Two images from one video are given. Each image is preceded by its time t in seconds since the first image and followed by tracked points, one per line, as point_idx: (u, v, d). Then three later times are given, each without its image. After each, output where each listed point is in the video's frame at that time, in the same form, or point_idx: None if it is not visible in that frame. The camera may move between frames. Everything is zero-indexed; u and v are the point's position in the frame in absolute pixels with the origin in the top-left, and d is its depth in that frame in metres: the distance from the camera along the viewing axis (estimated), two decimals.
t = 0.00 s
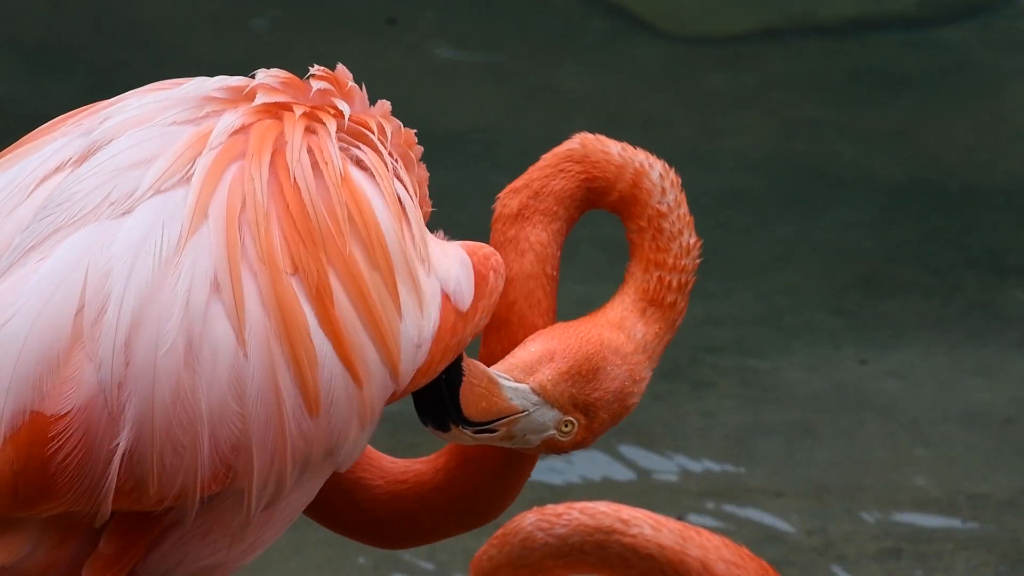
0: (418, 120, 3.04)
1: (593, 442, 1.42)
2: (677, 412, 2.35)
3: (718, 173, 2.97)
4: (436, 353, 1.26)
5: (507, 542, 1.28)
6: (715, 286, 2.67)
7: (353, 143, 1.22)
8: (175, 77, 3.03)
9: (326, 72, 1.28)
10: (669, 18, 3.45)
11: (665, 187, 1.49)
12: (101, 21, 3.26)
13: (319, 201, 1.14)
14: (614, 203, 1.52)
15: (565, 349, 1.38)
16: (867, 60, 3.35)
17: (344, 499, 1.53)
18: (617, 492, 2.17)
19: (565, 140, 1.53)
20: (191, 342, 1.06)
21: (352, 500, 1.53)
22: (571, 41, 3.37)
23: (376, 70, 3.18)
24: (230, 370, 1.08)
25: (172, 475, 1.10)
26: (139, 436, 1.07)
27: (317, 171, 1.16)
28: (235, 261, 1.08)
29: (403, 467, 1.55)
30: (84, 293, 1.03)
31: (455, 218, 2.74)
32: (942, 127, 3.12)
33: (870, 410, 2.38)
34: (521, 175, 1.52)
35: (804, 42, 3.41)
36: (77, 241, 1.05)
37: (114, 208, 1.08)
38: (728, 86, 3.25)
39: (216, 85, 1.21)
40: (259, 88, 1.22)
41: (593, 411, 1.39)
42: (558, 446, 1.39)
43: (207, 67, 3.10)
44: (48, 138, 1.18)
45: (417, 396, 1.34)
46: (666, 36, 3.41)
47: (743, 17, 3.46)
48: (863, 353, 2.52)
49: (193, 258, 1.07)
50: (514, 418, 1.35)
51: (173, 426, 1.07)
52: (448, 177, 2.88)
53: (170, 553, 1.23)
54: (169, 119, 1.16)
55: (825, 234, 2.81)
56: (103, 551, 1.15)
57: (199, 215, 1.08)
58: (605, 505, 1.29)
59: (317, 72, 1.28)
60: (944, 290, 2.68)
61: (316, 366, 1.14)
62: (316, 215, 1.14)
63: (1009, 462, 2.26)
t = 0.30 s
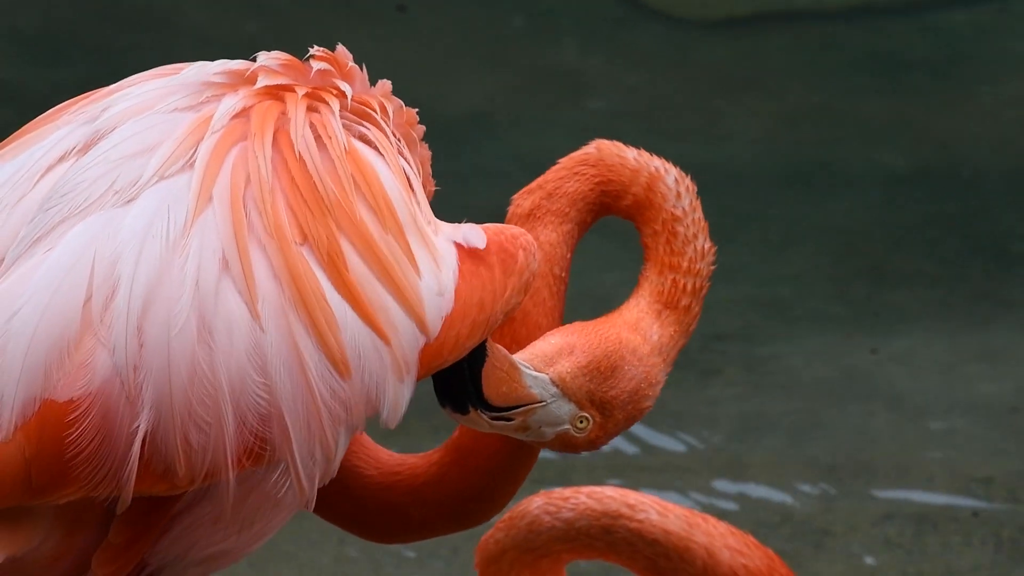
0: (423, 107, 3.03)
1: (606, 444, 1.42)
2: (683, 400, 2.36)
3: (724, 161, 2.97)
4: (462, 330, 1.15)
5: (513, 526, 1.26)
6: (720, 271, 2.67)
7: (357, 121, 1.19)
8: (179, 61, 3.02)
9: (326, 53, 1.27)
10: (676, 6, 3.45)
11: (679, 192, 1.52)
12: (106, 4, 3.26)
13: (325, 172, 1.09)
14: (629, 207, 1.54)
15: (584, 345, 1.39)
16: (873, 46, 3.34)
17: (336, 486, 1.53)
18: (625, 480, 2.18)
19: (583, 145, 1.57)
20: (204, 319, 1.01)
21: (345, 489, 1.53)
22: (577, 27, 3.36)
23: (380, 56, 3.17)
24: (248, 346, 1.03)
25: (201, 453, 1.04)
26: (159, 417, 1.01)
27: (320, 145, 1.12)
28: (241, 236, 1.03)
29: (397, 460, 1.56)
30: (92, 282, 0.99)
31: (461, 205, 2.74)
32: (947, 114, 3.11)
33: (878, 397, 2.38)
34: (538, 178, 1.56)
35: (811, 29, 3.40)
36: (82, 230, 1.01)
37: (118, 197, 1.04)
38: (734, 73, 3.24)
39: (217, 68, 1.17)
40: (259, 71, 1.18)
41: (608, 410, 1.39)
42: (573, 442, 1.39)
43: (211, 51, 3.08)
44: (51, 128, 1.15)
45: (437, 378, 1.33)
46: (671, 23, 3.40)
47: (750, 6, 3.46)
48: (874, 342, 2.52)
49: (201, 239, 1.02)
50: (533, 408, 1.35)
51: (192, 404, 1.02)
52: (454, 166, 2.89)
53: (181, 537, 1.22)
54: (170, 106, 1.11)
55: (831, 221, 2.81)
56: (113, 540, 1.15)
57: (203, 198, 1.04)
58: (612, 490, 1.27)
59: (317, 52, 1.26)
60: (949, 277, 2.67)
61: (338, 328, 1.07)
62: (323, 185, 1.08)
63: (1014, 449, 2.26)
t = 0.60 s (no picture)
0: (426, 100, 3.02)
1: (623, 448, 1.42)
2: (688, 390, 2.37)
3: (728, 153, 2.96)
4: (475, 306, 1.12)
5: (522, 523, 1.26)
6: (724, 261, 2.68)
7: (360, 104, 1.19)
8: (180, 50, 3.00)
9: (325, 39, 1.27)
10: None
11: (706, 202, 1.54)
12: None
13: (329, 153, 1.09)
14: (656, 214, 1.58)
15: (599, 344, 1.40)
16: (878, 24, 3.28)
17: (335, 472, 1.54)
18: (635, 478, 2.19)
19: (613, 152, 1.61)
20: (212, 300, 1.00)
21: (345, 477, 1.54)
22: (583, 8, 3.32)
23: (380, 43, 3.14)
24: (258, 325, 1.01)
25: (215, 435, 1.03)
26: (170, 400, 1.00)
27: (323, 126, 1.11)
28: (246, 217, 1.02)
29: (398, 451, 1.55)
30: (97, 270, 0.99)
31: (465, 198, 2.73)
32: (951, 100, 3.10)
33: (885, 393, 2.39)
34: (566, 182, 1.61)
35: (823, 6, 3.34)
36: (86, 221, 1.01)
37: (121, 187, 1.03)
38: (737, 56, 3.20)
39: (216, 58, 1.17)
40: (259, 59, 1.18)
41: (625, 411, 1.40)
42: (588, 442, 1.39)
43: (211, 40, 3.06)
44: (52, 121, 1.15)
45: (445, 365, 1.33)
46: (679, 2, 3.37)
47: None
48: (883, 333, 2.53)
49: (205, 223, 1.01)
50: (545, 403, 1.35)
51: (204, 385, 1.01)
52: (461, 160, 2.90)
53: (189, 524, 1.21)
54: (170, 95, 1.11)
55: (836, 211, 2.81)
56: (122, 531, 1.14)
57: (206, 183, 1.03)
58: (620, 487, 1.28)
59: (316, 39, 1.26)
60: (954, 269, 2.67)
61: (347, 298, 1.05)
62: (327, 164, 1.08)
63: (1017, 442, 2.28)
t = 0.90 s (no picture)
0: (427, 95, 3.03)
1: (638, 451, 1.40)
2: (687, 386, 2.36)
3: (729, 147, 2.96)
4: (473, 304, 1.11)
5: (529, 525, 1.26)
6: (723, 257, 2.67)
7: (360, 97, 1.19)
8: (180, 43, 3.00)
9: (325, 30, 1.26)
10: None
11: (727, 211, 1.53)
12: None
13: (329, 146, 1.09)
14: (676, 223, 1.56)
15: (609, 345, 1.39)
16: (874, 27, 3.32)
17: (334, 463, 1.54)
18: (637, 479, 2.18)
19: (637, 160, 1.60)
20: (209, 296, 1.00)
21: (343, 470, 1.54)
22: (581, 16, 3.35)
23: (382, 42, 3.16)
24: (255, 320, 1.01)
25: (211, 430, 1.03)
26: (167, 395, 1.00)
27: (324, 119, 1.11)
28: (243, 211, 1.02)
29: (399, 446, 1.56)
30: (95, 265, 0.99)
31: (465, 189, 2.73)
32: (950, 98, 3.11)
33: (886, 389, 2.37)
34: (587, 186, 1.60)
35: (817, 15, 3.38)
36: (84, 215, 1.01)
37: (118, 181, 1.03)
38: (736, 56, 3.23)
39: (216, 50, 1.16)
40: (259, 51, 1.17)
41: (638, 412, 1.38)
42: (600, 444, 1.38)
43: (212, 34, 3.06)
44: (52, 114, 1.15)
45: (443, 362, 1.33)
46: (676, 9, 3.40)
47: None
48: (888, 327, 2.52)
49: (203, 217, 1.01)
50: (552, 405, 1.35)
51: (200, 380, 1.01)
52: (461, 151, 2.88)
53: (190, 520, 1.21)
54: (170, 89, 1.11)
55: (837, 204, 2.80)
56: (122, 528, 1.14)
57: (204, 177, 1.03)
58: (628, 491, 1.27)
59: (315, 31, 1.26)
60: (955, 263, 2.67)
61: (344, 295, 1.04)
62: (326, 158, 1.08)
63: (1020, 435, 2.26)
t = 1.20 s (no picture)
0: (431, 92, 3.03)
1: (656, 458, 1.40)
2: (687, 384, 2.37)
3: (734, 146, 2.95)
4: (472, 306, 1.11)
5: (537, 522, 1.26)
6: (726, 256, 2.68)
7: (364, 95, 1.19)
8: (184, 41, 3.00)
9: (328, 29, 1.26)
10: None
11: (738, 213, 1.52)
12: None
13: (331, 145, 1.09)
14: (688, 225, 1.56)
15: (620, 352, 1.39)
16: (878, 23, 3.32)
17: (341, 462, 1.54)
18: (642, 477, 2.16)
19: (648, 163, 1.60)
20: (205, 296, 1.00)
21: (348, 467, 1.54)
22: (582, 11, 3.35)
23: (386, 39, 3.17)
24: (250, 321, 1.01)
25: (205, 431, 1.03)
26: (162, 396, 1.00)
27: (327, 118, 1.11)
28: (241, 211, 1.02)
29: (405, 447, 1.56)
30: (92, 264, 0.99)
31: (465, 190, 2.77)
32: (955, 96, 3.11)
33: (885, 384, 2.38)
34: (598, 189, 1.60)
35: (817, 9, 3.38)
36: (82, 214, 1.01)
37: (117, 180, 1.03)
38: (741, 53, 3.23)
39: (219, 48, 1.16)
40: (261, 50, 1.17)
41: (654, 419, 1.38)
42: (614, 451, 1.38)
43: (216, 32, 3.07)
44: (53, 112, 1.15)
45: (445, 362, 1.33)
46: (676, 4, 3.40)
47: None
48: (895, 326, 2.52)
49: (201, 218, 1.01)
50: (559, 408, 1.35)
51: (195, 381, 1.01)
52: (464, 150, 2.89)
53: (186, 521, 1.21)
54: (171, 87, 1.11)
55: (842, 204, 2.80)
56: (116, 527, 1.14)
57: (203, 177, 1.03)
58: (636, 490, 1.27)
59: (319, 30, 1.26)
60: (956, 258, 2.68)
61: (341, 296, 1.05)
62: (327, 157, 1.08)
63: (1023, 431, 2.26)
